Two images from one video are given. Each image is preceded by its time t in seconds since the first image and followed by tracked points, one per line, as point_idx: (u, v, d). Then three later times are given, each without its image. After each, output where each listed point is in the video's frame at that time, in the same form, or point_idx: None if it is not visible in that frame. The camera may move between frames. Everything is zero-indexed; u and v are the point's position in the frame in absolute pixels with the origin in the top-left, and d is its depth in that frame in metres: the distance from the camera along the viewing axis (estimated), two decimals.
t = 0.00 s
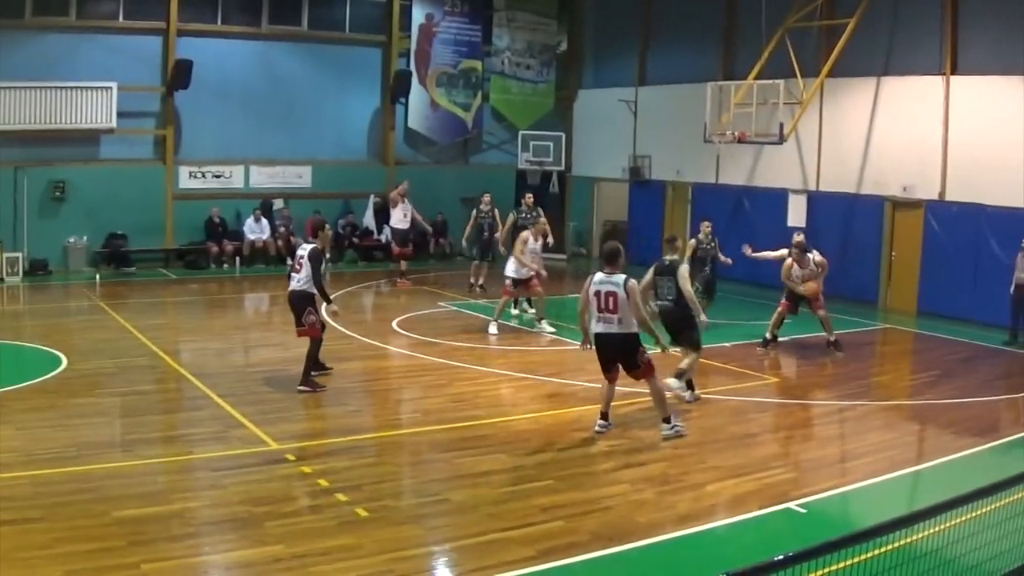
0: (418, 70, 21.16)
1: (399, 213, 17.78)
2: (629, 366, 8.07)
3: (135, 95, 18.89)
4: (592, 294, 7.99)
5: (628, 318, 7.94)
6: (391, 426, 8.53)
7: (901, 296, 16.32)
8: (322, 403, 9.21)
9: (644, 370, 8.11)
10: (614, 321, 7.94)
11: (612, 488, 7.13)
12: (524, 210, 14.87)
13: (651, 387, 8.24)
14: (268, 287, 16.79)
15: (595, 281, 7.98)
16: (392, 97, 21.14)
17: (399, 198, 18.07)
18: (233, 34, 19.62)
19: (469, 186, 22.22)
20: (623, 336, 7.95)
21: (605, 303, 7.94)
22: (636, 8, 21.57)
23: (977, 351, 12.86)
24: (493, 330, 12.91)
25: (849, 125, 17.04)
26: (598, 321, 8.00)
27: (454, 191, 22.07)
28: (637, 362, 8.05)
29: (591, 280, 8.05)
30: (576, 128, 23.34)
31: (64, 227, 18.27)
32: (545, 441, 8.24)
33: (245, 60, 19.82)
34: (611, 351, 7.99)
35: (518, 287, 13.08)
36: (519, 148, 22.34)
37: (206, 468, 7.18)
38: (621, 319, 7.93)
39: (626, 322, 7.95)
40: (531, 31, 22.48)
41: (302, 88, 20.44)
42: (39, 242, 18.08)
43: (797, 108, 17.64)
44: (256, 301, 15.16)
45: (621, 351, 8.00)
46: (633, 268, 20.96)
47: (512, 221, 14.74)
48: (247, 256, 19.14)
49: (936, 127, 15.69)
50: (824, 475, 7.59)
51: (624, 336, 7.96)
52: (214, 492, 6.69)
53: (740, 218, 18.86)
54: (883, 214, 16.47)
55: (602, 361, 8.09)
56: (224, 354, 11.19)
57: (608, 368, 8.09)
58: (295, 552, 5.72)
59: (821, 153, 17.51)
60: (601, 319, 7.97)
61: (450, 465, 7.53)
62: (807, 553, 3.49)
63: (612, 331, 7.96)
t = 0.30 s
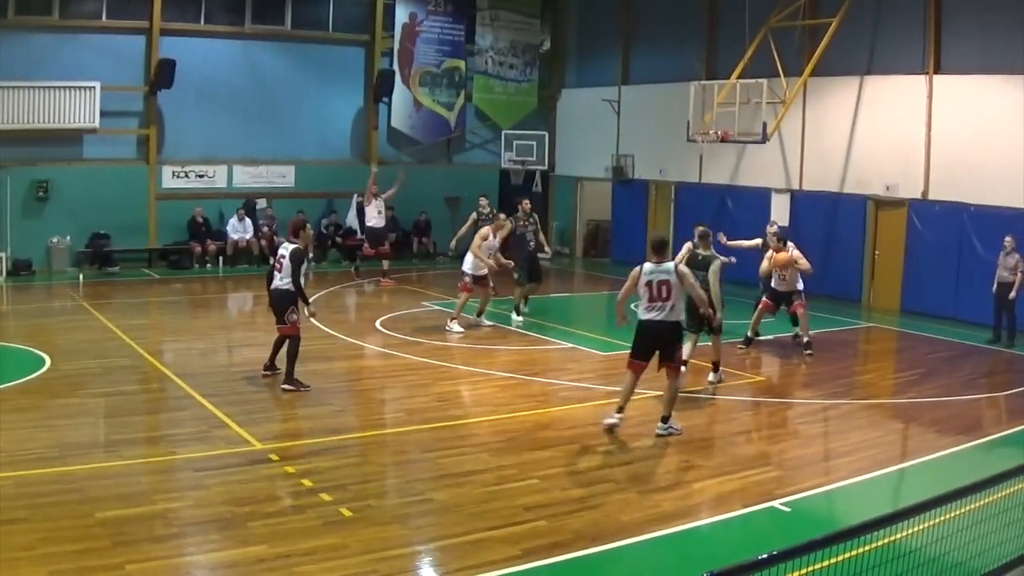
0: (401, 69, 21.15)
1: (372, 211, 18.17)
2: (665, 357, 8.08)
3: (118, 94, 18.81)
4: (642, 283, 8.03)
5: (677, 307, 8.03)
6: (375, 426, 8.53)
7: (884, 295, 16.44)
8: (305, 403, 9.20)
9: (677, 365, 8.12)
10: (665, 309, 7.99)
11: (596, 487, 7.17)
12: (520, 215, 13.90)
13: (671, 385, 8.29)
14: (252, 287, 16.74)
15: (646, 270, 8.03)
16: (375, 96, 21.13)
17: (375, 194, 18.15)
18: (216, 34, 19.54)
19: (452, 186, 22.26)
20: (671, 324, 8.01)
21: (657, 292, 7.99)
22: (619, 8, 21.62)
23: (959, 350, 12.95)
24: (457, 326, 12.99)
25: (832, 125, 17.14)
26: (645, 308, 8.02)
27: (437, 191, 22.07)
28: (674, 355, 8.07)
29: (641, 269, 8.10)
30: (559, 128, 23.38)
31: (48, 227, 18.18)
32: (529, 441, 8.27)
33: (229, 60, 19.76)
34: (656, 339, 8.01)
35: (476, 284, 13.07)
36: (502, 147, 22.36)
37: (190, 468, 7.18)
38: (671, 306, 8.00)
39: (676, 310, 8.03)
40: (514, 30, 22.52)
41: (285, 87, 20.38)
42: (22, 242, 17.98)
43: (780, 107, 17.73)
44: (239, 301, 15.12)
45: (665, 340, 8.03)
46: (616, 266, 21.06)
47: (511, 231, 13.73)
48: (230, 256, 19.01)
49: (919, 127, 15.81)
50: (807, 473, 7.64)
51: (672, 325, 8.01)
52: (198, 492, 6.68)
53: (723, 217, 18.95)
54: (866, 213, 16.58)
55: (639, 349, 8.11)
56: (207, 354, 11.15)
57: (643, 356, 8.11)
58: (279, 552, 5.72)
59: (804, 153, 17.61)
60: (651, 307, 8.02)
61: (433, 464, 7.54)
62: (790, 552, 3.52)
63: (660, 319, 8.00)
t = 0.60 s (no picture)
0: (399, 69, 21.18)
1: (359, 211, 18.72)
2: (719, 365, 7.95)
3: (117, 94, 18.80)
4: (694, 288, 7.87)
5: (728, 317, 7.88)
6: (374, 426, 8.53)
7: (884, 295, 16.44)
8: (304, 403, 9.20)
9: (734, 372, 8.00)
10: (715, 318, 7.84)
11: (596, 487, 7.16)
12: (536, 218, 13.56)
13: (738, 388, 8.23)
14: (251, 286, 16.74)
15: (699, 276, 7.87)
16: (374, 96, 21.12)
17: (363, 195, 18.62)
18: (215, 34, 19.53)
19: (452, 186, 22.25)
20: (720, 333, 7.87)
21: (707, 299, 7.84)
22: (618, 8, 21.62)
23: (958, 350, 12.95)
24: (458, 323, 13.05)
25: (832, 125, 17.13)
26: (695, 315, 7.88)
27: (436, 191, 22.07)
28: (728, 363, 7.94)
29: (693, 276, 7.94)
30: (559, 128, 23.39)
31: (47, 227, 18.17)
32: (528, 440, 8.27)
33: (227, 60, 19.74)
34: (703, 346, 7.89)
35: (463, 280, 13.02)
36: (502, 147, 22.36)
37: (189, 468, 7.17)
38: (721, 316, 7.84)
39: (725, 320, 7.87)
40: (513, 30, 22.53)
41: (285, 87, 20.38)
42: (21, 242, 17.97)
43: (780, 107, 17.74)
44: (239, 301, 15.11)
45: (714, 348, 7.90)
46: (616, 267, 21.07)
47: (522, 228, 13.44)
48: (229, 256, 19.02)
49: (918, 127, 15.81)
50: (807, 473, 7.64)
51: (720, 333, 7.87)
52: (198, 492, 6.68)
53: (721, 216, 18.96)
54: (866, 213, 16.57)
55: (690, 357, 7.96)
56: (207, 354, 11.15)
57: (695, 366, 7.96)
58: (278, 552, 5.72)
59: (803, 152, 17.60)
60: (700, 313, 7.89)
61: (432, 464, 7.54)
62: (790, 552, 3.53)
63: (709, 328, 7.87)
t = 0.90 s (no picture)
0: (400, 70, 21.20)
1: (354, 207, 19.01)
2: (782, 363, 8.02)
3: (118, 94, 18.80)
4: (756, 289, 7.92)
5: (791, 314, 7.94)
6: (375, 426, 8.53)
7: (884, 295, 16.44)
8: (304, 403, 9.20)
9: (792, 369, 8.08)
10: (779, 316, 7.90)
11: (596, 487, 7.16)
12: (544, 216, 13.45)
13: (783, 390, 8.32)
14: (252, 287, 16.74)
15: (760, 276, 7.93)
16: (375, 96, 21.10)
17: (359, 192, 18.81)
18: (215, 34, 19.53)
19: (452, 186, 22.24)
20: (786, 330, 7.92)
21: (770, 298, 7.90)
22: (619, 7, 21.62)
23: (959, 350, 12.95)
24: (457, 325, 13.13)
25: (832, 125, 17.14)
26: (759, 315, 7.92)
27: (437, 191, 22.07)
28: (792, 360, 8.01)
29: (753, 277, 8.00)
30: (559, 128, 23.40)
31: (47, 227, 18.17)
32: (528, 441, 8.27)
33: (228, 60, 19.75)
34: (771, 344, 7.94)
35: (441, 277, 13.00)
36: (502, 147, 22.35)
37: (190, 468, 7.18)
38: (785, 314, 7.90)
39: (789, 318, 7.94)
40: (513, 30, 22.53)
41: (285, 87, 20.38)
42: (22, 242, 17.97)
43: (780, 107, 17.76)
44: (239, 302, 15.12)
45: (779, 347, 7.95)
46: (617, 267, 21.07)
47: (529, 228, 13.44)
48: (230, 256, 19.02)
49: (919, 127, 15.80)
50: (808, 473, 7.64)
51: (785, 331, 7.93)
52: (198, 492, 6.68)
53: (721, 216, 18.97)
54: (867, 213, 16.57)
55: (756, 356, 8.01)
56: (207, 354, 11.16)
57: (760, 364, 8.01)
58: (279, 553, 5.72)
59: (804, 152, 17.61)
60: (765, 312, 7.92)
61: (433, 464, 7.54)
62: (791, 552, 3.52)
63: (774, 327, 7.91)
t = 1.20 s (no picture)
0: (402, 70, 21.19)
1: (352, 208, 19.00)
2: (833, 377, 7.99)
3: (119, 94, 18.82)
4: (804, 305, 7.93)
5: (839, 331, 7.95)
6: (375, 426, 8.53)
7: (885, 295, 16.45)
8: (305, 403, 9.20)
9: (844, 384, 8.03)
10: (828, 332, 7.89)
11: (597, 487, 7.16)
12: (535, 218, 13.49)
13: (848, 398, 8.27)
14: (252, 287, 16.74)
15: (808, 294, 7.95)
16: (377, 97, 21.10)
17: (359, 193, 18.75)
18: (216, 34, 19.54)
19: (454, 186, 22.24)
20: (835, 346, 7.90)
21: (819, 314, 7.88)
22: (620, 7, 21.61)
23: (960, 350, 12.94)
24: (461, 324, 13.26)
25: (833, 125, 17.15)
26: (808, 330, 7.90)
27: (437, 191, 22.08)
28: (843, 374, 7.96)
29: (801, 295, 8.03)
30: (561, 128, 23.41)
31: (47, 227, 18.18)
32: (529, 440, 8.27)
33: (229, 60, 19.76)
34: (821, 359, 7.90)
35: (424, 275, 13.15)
36: (504, 147, 22.34)
37: (190, 468, 7.18)
38: (834, 329, 7.90)
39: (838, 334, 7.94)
40: (515, 30, 22.53)
41: (286, 87, 20.39)
42: (22, 242, 17.98)
43: (782, 107, 17.78)
44: (240, 302, 15.12)
45: (829, 362, 7.93)
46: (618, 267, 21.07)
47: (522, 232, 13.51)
48: (230, 256, 19.01)
49: (919, 127, 15.80)
50: (809, 474, 7.63)
51: (834, 346, 7.91)
52: (199, 492, 6.68)
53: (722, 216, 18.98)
54: (867, 214, 16.56)
55: (805, 370, 7.95)
56: (208, 354, 11.16)
57: (809, 377, 7.96)
58: (280, 552, 5.72)
59: (805, 152, 17.61)
60: (814, 328, 7.90)
61: (434, 464, 7.54)
62: (793, 552, 3.52)
63: (824, 342, 7.90)
